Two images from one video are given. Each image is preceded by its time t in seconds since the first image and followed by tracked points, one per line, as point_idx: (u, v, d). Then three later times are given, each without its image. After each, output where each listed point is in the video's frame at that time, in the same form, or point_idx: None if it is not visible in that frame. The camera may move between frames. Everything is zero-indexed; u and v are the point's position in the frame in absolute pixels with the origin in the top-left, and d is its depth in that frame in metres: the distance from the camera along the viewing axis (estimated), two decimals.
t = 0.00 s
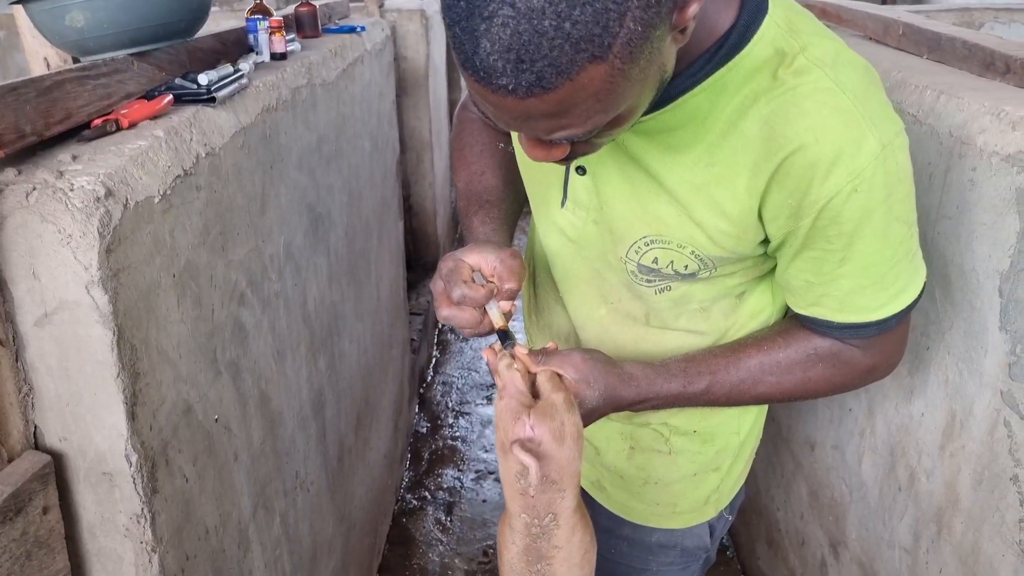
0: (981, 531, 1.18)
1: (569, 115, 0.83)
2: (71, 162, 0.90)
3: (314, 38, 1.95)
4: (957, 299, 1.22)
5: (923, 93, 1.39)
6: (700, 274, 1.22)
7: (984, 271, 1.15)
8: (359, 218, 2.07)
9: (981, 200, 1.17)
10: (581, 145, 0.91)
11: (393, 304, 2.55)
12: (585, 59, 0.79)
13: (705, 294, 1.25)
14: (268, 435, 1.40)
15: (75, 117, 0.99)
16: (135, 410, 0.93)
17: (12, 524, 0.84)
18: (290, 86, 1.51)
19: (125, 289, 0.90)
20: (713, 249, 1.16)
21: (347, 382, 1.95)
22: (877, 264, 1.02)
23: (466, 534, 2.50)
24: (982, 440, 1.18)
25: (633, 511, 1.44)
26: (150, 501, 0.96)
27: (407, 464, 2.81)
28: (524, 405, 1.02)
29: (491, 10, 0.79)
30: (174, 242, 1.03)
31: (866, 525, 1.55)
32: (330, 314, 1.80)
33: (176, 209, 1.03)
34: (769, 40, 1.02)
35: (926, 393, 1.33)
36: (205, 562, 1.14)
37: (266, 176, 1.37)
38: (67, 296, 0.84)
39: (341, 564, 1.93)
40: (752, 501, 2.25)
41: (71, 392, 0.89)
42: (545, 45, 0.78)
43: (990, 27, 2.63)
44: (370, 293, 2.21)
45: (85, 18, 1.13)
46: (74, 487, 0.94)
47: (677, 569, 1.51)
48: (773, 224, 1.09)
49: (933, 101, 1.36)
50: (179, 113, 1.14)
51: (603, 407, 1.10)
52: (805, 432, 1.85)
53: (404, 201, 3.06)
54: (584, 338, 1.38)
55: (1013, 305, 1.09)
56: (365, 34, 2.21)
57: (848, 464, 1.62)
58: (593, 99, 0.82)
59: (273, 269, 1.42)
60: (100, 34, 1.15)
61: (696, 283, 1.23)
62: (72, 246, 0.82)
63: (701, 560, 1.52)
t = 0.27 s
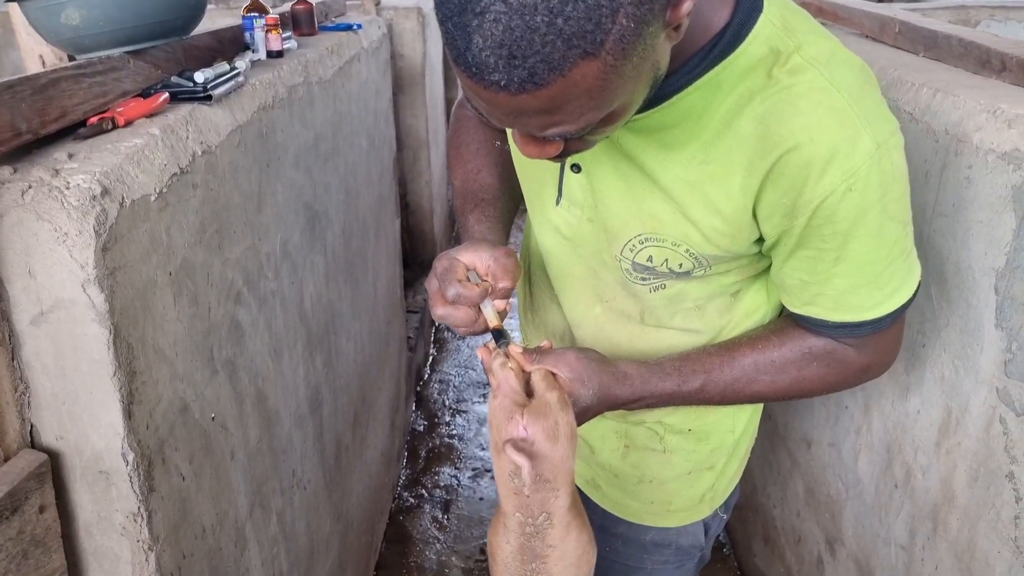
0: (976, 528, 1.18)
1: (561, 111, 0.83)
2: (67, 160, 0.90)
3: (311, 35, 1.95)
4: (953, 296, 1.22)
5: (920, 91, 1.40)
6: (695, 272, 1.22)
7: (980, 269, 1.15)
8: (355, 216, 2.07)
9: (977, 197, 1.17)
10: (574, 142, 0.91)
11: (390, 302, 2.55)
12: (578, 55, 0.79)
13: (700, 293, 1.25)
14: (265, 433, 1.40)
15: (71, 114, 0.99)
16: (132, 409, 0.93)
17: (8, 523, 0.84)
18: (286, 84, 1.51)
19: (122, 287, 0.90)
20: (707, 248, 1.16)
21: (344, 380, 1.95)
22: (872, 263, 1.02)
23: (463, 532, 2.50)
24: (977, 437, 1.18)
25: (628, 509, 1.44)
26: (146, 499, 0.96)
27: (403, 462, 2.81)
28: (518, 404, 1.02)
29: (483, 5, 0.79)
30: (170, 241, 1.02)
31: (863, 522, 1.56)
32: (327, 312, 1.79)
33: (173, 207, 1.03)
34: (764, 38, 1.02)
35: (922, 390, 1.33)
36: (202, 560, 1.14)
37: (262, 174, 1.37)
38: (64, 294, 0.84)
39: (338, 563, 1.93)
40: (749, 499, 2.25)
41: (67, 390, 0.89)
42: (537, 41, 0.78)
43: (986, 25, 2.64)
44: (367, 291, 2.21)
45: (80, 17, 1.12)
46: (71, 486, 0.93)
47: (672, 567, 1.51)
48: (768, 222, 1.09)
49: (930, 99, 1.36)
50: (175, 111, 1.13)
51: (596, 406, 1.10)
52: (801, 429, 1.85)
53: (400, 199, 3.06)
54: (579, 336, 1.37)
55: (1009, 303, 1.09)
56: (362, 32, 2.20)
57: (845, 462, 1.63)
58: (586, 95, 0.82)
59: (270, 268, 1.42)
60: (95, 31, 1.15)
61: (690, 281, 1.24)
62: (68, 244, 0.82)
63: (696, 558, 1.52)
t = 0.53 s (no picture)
0: (971, 524, 1.19)
1: (555, 106, 0.83)
2: (62, 158, 0.90)
3: (306, 33, 1.95)
4: (949, 293, 1.23)
5: (915, 89, 1.40)
6: (689, 270, 1.22)
7: (976, 266, 1.16)
8: (351, 213, 2.07)
9: (972, 194, 1.17)
10: (568, 137, 0.91)
11: (386, 299, 2.55)
12: (571, 48, 0.78)
13: (695, 290, 1.25)
14: (261, 431, 1.40)
15: (66, 111, 0.99)
16: (127, 407, 0.93)
17: (4, 521, 0.84)
18: (282, 81, 1.51)
19: (117, 285, 0.90)
20: (702, 245, 1.16)
21: (340, 377, 1.95)
22: (865, 261, 1.02)
23: (460, 529, 2.51)
24: (972, 434, 1.18)
25: (623, 507, 1.45)
26: (142, 497, 0.96)
27: (400, 459, 2.81)
28: (509, 404, 1.02)
29: None
30: (165, 238, 1.02)
31: (858, 518, 1.56)
32: (323, 310, 1.79)
33: (168, 205, 1.03)
34: (759, 36, 1.02)
35: (917, 387, 1.34)
36: (198, 558, 1.14)
37: (258, 171, 1.36)
38: (59, 292, 0.84)
39: (335, 560, 1.93)
40: (745, 495, 2.26)
41: (62, 388, 0.89)
42: (530, 34, 0.78)
43: (982, 22, 2.65)
44: (363, 288, 2.21)
45: (75, 13, 1.11)
46: (66, 484, 0.93)
47: (666, 565, 1.51)
48: (761, 220, 1.09)
49: (925, 96, 1.36)
50: (170, 108, 1.13)
51: (588, 404, 1.10)
52: (797, 426, 1.86)
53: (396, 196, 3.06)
54: (573, 334, 1.37)
55: (1004, 300, 1.09)
56: (358, 29, 2.20)
57: (840, 458, 1.63)
58: (580, 90, 0.82)
59: (265, 265, 1.41)
60: (90, 28, 1.14)
61: (685, 279, 1.24)
62: (63, 242, 0.82)
63: (691, 556, 1.53)
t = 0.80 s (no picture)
0: (967, 521, 1.19)
1: (549, 100, 0.83)
2: (57, 155, 0.90)
3: (303, 30, 1.94)
4: (945, 290, 1.23)
5: (911, 86, 1.40)
6: (684, 268, 1.22)
7: (971, 264, 1.16)
8: (348, 211, 2.06)
9: (968, 192, 1.18)
10: (563, 132, 0.91)
11: (383, 297, 2.55)
12: (566, 42, 0.78)
13: (690, 288, 1.25)
14: (258, 429, 1.40)
15: (61, 109, 0.99)
16: (123, 405, 0.92)
17: None
18: (278, 78, 1.51)
19: (113, 283, 0.89)
20: (697, 243, 1.16)
21: (337, 375, 1.95)
22: (860, 260, 1.02)
23: (457, 527, 2.51)
24: (968, 431, 1.19)
25: (618, 505, 1.45)
26: (139, 495, 0.96)
27: (397, 457, 2.81)
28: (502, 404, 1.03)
29: None
30: (162, 237, 1.02)
31: (854, 515, 1.56)
32: (319, 308, 1.79)
33: (164, 203, 1.03)
34: (754, 33, 1.02)
35: (913, 385, 1.34)
36: (195, 556, 1.14)
37: (254, 169, 1.36)
38: (55, 290, 0.84)
39: (331, 558, 1.93)
40: (741, 492, 2.26)
41: (58, 386, 0.89)
42: (525, 28, 0.78)
43: (977, 21, 2.65)
44: (360, 286, 2.21)
45: (71, 11, 1.10)
46: (62, 482, 0.93)
47: (662, 563, 1.51)
48: (756, 218, 1.09)
49: (921, 94, 1.36)
50: (166, 105, 1.13)
51: (582, 403, 1.10)
52: (793, 423, 1.86)
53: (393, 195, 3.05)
54: (568, 332, 1.38)
55: (1000, 298, 1.10)
56: (354, 26, 2.20)
57: (836, 456, 1.63)
58: (575, 84, 0.82)
59: (262, 263, 1.41)
60: (86, 26, 1.13)
61: (680, 277, 1.24)
62: (59, 240, 0.82)
63: (686, 554, 1.53)
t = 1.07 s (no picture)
0: (963, 519, 1.19)
1: (545, 95, 0.83)
2: (53, 153, 0.90)
3: (299, 28, 1.94)
4: (941, 289, 1.23)
5: (908, 85, 1.40)
6: (679, 266, 1.22)
7: (968, 262, 1.16)
8: (345, 209, 2.06)
9: (965, 190, 1.18)
10: (559, 128, 0.91)
11: (380, 296, 2.55)
12: (562, 37, 0.78)
13: (686, 287, 1.25)
14: (255, 428, 1.40)
15: (58, 107, 0.98)
16: (120, 404, 0.92)
17: None
18: (275, 77, 1.50)
19: (110, 282, 0.89)
20: (692, 241, 1.16)
21: (334, 374, 1.94)
22: (855, 260, 1.03)
23: (454, 525, 2.51)
24: (964, 429, 1.19)
25: (613, 505, 1.45)
26: (136, 494, 0.96)
27: (394, 455, 2.81)
28: (495, 405, 1.03)
29: None
30: (158, 234, 1.02)
31: (851, 513, 1.57)
32: (316, 306, 1.79)
33: (161, 201, 1.02)
34: (751, 31, 1.02)
35: (909, 383, 1.34)
36: (192, 555, 1.14)
37: (251, 167, 1.36)
38: (51, 288, 0.84)
39: (329, 557, 1.93)
40: (738, 490, 2.26)
41: (55, 385, 0.88)
42: (522, 22, 0.78)
43: (974, 19, 2.66)
44: (357, 284, 2.20)
45: (67, 8, 1.10)
46: (59, 481, 0.93)
47: (658, 562, 1.51)
48: (751, 217, 1.09)
49: (918, 93, 1.36)
50: (163, 103, 1.12)
51: (576, 402, 1.10)
52: (790, 421, 1.86)
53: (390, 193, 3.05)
54: (564, 330, 1.38)
55: (996, 296, 1.10)
56: (351, 24, 2.19)
57: (833, 454, 1.64)
58: (571, 79, 0.82)
59: (259, 261, 1.41)
60: (81, 23, 1.13)
61: (675, 275, 1.23)
62: (55, 238, 0.82)
63: (682, 553, 1.53)
